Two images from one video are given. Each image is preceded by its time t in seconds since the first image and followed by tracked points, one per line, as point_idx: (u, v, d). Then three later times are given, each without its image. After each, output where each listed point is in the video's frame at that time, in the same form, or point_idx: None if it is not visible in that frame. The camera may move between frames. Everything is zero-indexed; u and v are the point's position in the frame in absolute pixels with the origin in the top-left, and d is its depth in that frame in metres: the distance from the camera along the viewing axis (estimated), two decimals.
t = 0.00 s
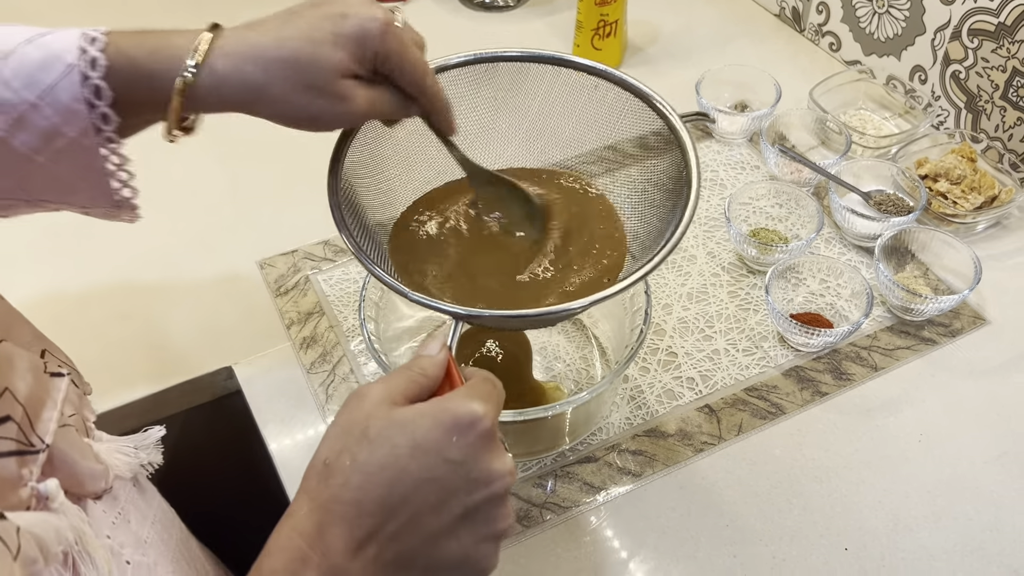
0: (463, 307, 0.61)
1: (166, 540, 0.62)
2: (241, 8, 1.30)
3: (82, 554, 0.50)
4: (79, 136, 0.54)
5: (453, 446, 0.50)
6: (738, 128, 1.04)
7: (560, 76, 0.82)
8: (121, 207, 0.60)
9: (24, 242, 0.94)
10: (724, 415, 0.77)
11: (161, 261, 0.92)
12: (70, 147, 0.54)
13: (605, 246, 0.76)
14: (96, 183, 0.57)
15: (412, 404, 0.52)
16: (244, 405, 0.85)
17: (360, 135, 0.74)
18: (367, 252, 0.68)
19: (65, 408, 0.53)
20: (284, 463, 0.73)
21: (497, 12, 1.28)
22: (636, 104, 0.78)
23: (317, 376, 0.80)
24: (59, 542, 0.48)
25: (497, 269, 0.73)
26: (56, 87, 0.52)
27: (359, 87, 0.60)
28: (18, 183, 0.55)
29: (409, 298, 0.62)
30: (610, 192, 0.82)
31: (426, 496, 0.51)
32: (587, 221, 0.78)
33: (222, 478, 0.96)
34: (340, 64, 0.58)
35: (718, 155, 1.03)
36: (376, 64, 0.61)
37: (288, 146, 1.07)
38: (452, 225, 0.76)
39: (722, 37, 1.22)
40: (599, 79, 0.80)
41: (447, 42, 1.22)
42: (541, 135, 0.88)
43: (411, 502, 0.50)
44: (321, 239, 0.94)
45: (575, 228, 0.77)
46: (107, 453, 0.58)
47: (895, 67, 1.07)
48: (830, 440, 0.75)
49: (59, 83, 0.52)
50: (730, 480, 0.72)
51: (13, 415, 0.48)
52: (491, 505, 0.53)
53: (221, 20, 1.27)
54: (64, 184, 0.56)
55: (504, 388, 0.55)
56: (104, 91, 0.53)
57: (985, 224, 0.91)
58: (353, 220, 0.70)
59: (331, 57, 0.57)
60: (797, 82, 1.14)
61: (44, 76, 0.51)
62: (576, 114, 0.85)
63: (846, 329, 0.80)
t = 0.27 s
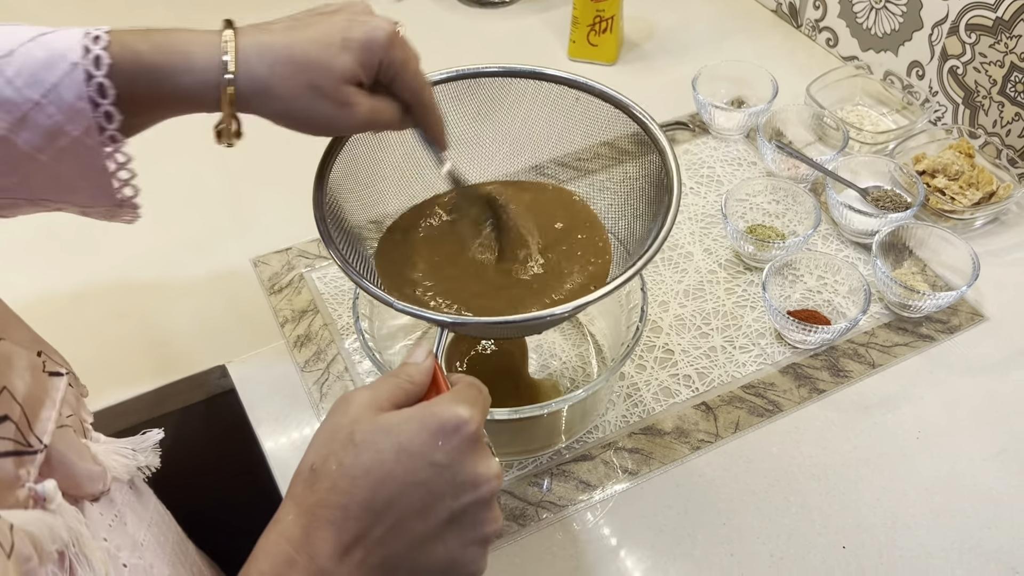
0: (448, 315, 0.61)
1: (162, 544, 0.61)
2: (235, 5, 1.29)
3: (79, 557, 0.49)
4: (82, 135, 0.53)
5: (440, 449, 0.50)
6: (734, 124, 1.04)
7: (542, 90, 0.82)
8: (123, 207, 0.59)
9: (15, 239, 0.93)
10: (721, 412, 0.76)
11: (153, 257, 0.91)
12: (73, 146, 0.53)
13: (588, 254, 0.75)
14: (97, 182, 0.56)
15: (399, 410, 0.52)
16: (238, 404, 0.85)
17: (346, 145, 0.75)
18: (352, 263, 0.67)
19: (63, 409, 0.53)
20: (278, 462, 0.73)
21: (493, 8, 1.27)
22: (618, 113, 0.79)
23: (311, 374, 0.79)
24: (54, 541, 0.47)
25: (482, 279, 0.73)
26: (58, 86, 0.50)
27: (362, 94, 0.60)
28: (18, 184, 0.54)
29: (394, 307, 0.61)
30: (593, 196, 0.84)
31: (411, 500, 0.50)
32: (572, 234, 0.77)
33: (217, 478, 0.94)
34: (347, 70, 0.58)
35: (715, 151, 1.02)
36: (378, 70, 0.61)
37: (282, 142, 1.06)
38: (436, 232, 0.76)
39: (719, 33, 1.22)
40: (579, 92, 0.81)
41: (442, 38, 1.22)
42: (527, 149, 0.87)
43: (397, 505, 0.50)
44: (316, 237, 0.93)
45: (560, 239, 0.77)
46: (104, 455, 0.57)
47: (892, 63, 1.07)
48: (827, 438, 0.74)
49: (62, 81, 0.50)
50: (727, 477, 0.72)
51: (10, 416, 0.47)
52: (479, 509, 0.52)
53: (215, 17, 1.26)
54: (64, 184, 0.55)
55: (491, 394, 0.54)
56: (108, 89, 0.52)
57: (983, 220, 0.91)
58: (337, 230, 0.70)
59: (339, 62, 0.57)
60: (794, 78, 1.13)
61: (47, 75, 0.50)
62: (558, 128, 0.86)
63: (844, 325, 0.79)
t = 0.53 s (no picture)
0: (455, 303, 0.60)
1: (164, 539, 0.61)
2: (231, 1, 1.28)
3: (85, 552, 0.49)
4: (83, 114, 0.52)
5: (450, 440, 0.48)
6: (734, 121, 1.03)
7: (547, 74, 0.80)
8: (128, 187, 0.59)
9: (9, 235, 0.92)
10: (721, 411, 0.76)
11: (149, 253, 0.90)
12: (74, 126, 0.52)
13: (595, 240, 0.75)
14: (100, 163, 0.56)
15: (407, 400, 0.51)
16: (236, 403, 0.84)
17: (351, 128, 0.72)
18: (359, 254, 0.66)
19: (68, 404, 0.52)
20: (276, 461, 0.72)
21: (492, 4, 1.27)
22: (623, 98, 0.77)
23: (309, 373, 0.78)
24: (63, 538, 0.46)
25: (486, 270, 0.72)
26: (57, 64, 0.49)
27: (364, 82, 0.58)
28: (20, 166, 0.53)
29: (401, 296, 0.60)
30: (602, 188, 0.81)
31: (422, 491, 0.48)
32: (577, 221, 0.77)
33: (220, 478, 0.94)
34: (352, 55, 0.56)
35: (714, 148, 1.02)
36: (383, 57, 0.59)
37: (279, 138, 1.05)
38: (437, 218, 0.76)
39: (719, 30, 1.21)
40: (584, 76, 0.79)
41: (440, 35, 1.21)
42: (533, 135, 0.86)
43: (406, 497, 0.48)
44: (314, 235, 0.91)
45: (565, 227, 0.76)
46: (109, 451, 0.57)
47: (893, 59, 1.07)
48: (828, 436, 0.74)
49: (60, 59, 0.49)
50: (727, 476, 0.72)
51: (15, 410, 0.46)
52: (489, 501, 0.51)
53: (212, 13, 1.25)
54: (68, 165, 0.55)
55: (498, 384, 0.54)
56: (107, 67, 0.51)
57: (984, 218, 0.90)
58: (343, 219, 0.68)
59: (343, 47, 0.56)
60: (794, 75, 1.13)
61: (44, 54, 0.49)
62: (564, 113, 0.84)
63: (844, 323, 0.79)
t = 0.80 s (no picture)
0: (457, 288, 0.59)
1: (171, 539, 0.60)
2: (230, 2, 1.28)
3: (94, 556, 0.48)
4: (77, 104, 0.50)
5: (448, 427, 0.47)
6: (733, 122, 1.03)
7: (548, 48, 0.80)
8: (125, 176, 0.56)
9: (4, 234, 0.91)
10: (719, 414, 0.76)
11: (145, 251, 0.89)
12: (69, 115, 0.50)
13: (600, 220, 0.77)
14: (96, 152, 0.53)
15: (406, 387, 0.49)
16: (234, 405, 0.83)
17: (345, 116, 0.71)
18: (356, 238, 0.65)
19: (76, 407, 0.51)
20: (273, 462, 0.71)
21: (490, 6, 1.27)
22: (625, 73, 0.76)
23: (307, 374, 0.77)
24: (75, 544, 0.45)
25: (485, 256, 0.72)
26: (49, 54, 0.47)
27: (353, 75, 0.59)
28: (15, 156, 0.51)
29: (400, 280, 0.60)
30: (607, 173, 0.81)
31: (420, 479, 0.47)
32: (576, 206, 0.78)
33: (221, 477, 0.94)
34: (345, 53, 0.57)
35: (713, 150, 1.02)
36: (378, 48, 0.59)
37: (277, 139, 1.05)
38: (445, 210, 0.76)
39: (717, 31, 1.21)
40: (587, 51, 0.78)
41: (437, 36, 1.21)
42: (539, 108, 0.86)
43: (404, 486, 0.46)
44: (312, 236, 0.90)
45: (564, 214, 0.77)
46: (119, 454, 0.56)
47: (891, 61, 1.07)
48: (826, 439, 0.74)
49: (53, 49, 0.47)
50: (725, 479, 0.72)
51: (26, 414, 0.46)
52: (489, 487, 0.49)
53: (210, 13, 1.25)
54: (63, 153, 0.52)
55: (498, 370, 0.52)
56: (101, 57, 0.48)
57: (982, 220, 0.90)
58: (340, 206, 0.67)
59: (337, 45, 0.56)
60: (793, 76, 1.13)
61: (38, 43, 0.47)
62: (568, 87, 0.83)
63: (842, 326, 0.79)
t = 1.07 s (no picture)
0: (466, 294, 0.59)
1: (173, 535, 0.59)
2: None
3: (93, 553, 0.47)
4: (69, 110, 0.48)
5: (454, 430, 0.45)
6: (731, 122, 1.03)
7: (561, 62, 0.79)
8: (113, 182, 0.54)
9: None
10: (715, 414, 0.76)
11: (142, 249, 0.89)
12: (61, 121, 0.49)
13: (606, 225, 0.75)
14: (86, 157, 0.52)
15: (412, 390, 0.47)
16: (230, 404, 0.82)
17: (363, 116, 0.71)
18: (365, 243, 0.65)
19: (75, 403, 0.51)
20: (267, 461, 0.71)
21: (489, 4, 1.26)
22: (637, 86, 0.75)
23: (302, 373, 0.77)
24: (74, 541, 0.44)
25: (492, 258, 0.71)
26: (42, 60, 0.46)
27: (350, 80, 0.57)
28: (6, 160, 0.51)
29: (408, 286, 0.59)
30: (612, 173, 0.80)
31: (425, 482, 0.45)
32: (585, 205, 0.77)
33: (217, 474, 0.94)
34: (339, 60, 0.54)
35: (711, 150, 1.01)
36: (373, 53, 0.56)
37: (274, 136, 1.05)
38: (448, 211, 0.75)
39: (716, 30, 1.21)
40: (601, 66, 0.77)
41: (436, 34, 1.20)
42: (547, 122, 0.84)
43: (408, 488, 0.45)
44: (308, 234, 0.90)
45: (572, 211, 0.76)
46: (115, 449, 0.55)
47: (891, 60, 1.06)
48: (822, 440, 0.74)
49: (47, 54, 0.46)
50: (722, 480, 0.71)
51: (25, 410, 0.45)
52: (496, 491, 0.47)
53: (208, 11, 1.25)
54: (52, 157, 0.51)
55: (503, 373, 0.50)
56: (95, 63, 0.47)
57: (981, 220, 0.90)
58: (343, 198, 0.67)
59: (330, 51, 0.53)
60: (792, 76, 1.12)
61: (32, 48, 0.45)
62: (576, 102, 0.82)
63: (839, 326, 0.79)
